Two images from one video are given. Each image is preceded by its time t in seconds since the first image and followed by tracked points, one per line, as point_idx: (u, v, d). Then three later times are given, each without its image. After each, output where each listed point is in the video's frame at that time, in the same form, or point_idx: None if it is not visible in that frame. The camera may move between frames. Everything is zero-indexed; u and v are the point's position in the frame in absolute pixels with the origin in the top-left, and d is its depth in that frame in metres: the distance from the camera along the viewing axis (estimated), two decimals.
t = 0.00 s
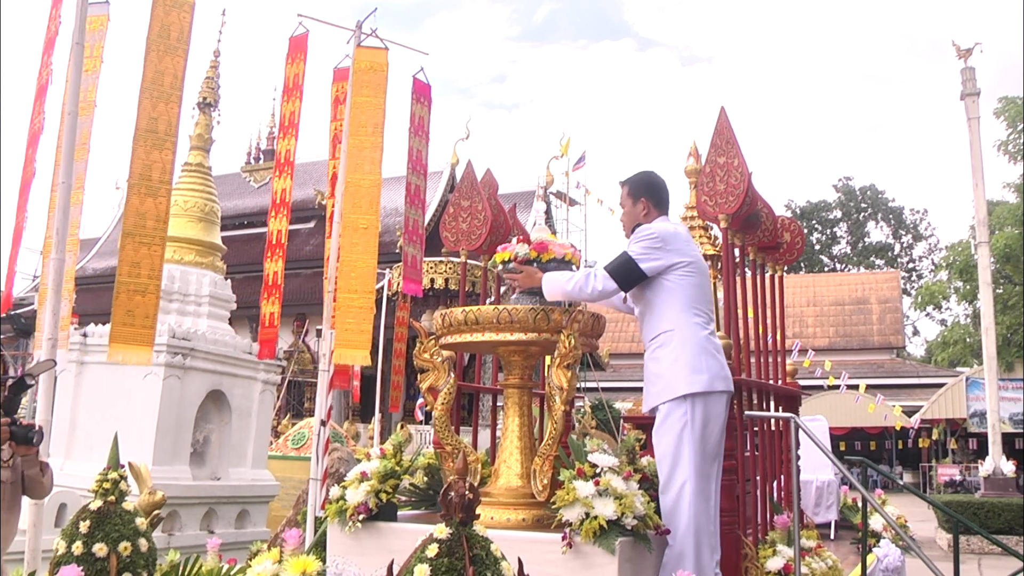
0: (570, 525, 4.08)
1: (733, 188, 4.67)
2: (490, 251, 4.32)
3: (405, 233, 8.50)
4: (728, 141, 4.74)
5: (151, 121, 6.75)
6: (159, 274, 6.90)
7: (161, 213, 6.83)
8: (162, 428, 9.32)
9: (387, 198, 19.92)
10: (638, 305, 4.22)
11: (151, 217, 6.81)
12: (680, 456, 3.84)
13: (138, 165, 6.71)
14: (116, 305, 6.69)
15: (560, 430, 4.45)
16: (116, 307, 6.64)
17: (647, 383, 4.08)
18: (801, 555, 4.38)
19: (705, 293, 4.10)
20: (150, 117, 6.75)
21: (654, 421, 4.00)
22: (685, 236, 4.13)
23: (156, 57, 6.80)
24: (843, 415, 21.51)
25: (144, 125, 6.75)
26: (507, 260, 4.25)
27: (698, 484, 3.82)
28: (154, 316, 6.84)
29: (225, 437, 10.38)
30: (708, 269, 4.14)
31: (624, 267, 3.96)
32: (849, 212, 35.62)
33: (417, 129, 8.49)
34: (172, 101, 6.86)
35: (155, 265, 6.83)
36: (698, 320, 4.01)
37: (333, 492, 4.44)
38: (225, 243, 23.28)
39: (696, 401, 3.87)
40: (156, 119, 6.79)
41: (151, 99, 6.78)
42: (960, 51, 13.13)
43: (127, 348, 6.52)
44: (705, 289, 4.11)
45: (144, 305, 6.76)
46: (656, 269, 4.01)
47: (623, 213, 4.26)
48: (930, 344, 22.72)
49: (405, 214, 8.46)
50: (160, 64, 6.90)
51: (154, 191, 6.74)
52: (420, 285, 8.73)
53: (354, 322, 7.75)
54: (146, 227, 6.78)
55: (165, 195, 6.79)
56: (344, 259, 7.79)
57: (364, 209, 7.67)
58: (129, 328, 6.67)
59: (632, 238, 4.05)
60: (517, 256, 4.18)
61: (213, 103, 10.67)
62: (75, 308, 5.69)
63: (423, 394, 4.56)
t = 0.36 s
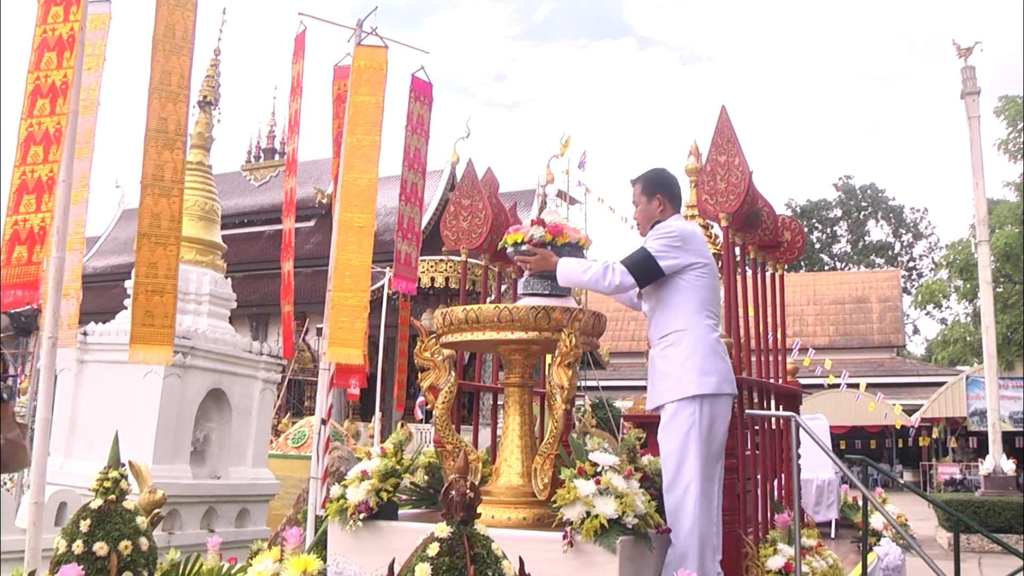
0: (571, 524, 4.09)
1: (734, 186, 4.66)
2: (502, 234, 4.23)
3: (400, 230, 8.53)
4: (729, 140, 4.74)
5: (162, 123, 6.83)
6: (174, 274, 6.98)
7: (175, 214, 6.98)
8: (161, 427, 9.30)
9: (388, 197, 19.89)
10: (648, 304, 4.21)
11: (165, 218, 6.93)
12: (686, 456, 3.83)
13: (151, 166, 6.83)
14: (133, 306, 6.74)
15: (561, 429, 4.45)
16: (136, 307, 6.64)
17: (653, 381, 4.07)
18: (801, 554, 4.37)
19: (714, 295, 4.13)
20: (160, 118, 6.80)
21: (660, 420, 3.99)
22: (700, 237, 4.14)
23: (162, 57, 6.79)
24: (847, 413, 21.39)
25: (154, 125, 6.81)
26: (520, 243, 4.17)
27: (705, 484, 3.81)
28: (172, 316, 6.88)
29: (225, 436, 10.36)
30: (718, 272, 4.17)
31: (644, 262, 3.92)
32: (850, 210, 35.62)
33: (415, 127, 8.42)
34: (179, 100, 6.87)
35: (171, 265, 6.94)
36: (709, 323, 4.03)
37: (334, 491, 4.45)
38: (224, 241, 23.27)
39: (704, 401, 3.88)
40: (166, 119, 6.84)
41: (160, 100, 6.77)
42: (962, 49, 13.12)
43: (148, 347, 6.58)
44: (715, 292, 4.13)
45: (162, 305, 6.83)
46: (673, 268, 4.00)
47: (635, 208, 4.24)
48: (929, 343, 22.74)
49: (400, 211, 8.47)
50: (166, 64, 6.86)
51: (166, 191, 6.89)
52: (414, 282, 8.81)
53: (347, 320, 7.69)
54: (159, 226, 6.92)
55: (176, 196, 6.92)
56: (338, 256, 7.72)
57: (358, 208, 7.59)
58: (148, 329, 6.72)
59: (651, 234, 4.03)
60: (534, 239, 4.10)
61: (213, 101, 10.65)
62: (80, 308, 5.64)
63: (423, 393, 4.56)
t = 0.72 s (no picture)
0: (567, 523, 4.10)
1: (730, 186, 4.66)
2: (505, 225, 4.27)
3: (392, 231, 8.38)
4: (724, 140, 4.74)
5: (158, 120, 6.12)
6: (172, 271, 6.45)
7: (172, 212, 6.23)
8: (158, 426, 9.30)
9: (384, 196, 19.86)
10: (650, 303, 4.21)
11: (162, 218, 6.19)
12: (685, 456, 3.83)
13: (146, 165, 6.09)
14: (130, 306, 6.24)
15: (557, 429, 4.47)
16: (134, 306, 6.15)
17: (654, 380, 4.07)
18: (797, 553, 4.36)
19: (717, 296, 4.14)
20: (156, 116, 6.12)
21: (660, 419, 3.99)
22: (706, 238, 4.15)
23: (157, 57, 6.19)
24: (840, 413, 21.69)
25: (150, 124, 6.10)
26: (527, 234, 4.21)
27: (704, 484, 3.81)
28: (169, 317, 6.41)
29: (220, 436, 10.38)
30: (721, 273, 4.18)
31: (653, 261, 3.91)
32: (845, 210, 35.66)
33: (408, 128, 8.39)
34: (174, 100, 6.22)
35: (168, 263, 6.37)
36: (711, 323, 4.03)
37: (330, 491, 4.44)
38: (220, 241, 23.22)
39: (705, 402, 3.88)
40: (162, 118, 6.17)
41: (156, 98, 6.15)
42: (956, 49, 13.15)
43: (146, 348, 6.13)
44: (717, 293, 4.14)
45: (160, 305, 6.31)
46: (681, 267, 3.99)
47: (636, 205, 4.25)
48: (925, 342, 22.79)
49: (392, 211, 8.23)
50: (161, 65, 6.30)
51: (164, 191, 6.14)
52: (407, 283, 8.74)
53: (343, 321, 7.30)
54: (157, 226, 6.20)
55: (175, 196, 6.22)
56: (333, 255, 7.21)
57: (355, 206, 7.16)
58: (146, 330, 6.22)
59: (659, 232, 4.03)
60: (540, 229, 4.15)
61: (209, 101, 10.63)
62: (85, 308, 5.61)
63: (420, 394, 4.56)
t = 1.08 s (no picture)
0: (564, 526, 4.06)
1: (728, 185, 4.62)
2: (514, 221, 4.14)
3: (392, 231, 8.38)
4: (724, 137, 4.70)
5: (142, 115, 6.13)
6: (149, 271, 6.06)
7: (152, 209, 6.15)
8: (152, 427, 9.27)
9: (381, 196, 19.81)
10: (656, 303, 4.14)
11: (142, 213, 6.11)
12: (690, 458, 3.78)
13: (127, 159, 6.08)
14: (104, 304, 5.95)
15: (554, 430, 4.43)
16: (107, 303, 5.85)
17: (658, 380, 3.99)
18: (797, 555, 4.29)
19: (722, 299, 4.10)
20: (139, 112, 6.13)
21: (663, 418, 3.92)
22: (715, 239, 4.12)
23: (145, 51, 6.18)
24: (841, 413, 21.67)
25: (133, 119, 6.12)
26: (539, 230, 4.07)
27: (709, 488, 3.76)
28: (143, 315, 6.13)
29: (214, 437, 10.33)
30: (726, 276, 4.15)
31: (671, 260, 3.84)
32: (845, 209, 35.58)
33: (405, 127, 8.36)
34: (160, 97, 6.25)
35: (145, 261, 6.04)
36: (718, 326, 3.99)
37: (325, 493, 4.39)
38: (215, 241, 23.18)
39: (712, 405, 3.83)
40: (146, 114, 6.18)
41: (141, 93, 6.14)
42: (957, 46, 13.08)
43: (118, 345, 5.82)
44: (723, 296, 4.10)
45: (135, 303, 6.03)
46: (695, 268, 3.93)
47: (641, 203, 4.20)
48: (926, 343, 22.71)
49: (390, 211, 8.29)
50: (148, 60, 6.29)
51: (145, 186, 6.14)
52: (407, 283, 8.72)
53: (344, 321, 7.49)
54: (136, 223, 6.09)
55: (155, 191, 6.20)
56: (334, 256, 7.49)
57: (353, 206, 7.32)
58: (120, 328, 5.93)
59: (672, 231, 3.97)
60: (553, 224, 4.04)
61: (202, 99, 10.61)
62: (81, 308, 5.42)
63: (416, 394, 4.52)
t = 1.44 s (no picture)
0: (562, 533, 3.96)
1: (730, 183, 4.50)
2: (531, 214, 3.77)
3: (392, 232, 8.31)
4: (725, 135, 4.59)
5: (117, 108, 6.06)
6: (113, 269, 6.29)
7: (121, 205, 6.13)
8: (138, 431, 9.15)
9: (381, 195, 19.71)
10: (664, 305, 3.93)
11: (109, 210, 6.08)
12: (703, 465, 3.60)
13: (99, 153, 5.93)
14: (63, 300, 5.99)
15: (551, 435, 4.31)
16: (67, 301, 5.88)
17: (668, 385, 3.78)
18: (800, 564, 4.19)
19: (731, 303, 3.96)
20: (115, 105, 6.10)
21: (674, 422, 3.71)
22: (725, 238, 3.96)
23: (124, 42, 6.13)
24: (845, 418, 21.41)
25: (108, 112, 6.06)
26: (565, 226, 3.70)
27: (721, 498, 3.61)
28: (104, 315, 6.14)
29: (202, 442, 10.22)
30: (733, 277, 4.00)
31: (698, 265, 3.63)
32: (850, 208, 35.34)
33: (402, 124, 8.21)
34: (137, 90, 6.20)
35: (111, 258, 6.23)
36: (729, 332, 3.84)
37: (316, 499, 4.30)
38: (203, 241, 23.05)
39: (725, 413, 3.68)
40: (122, 107, 6.15)
41: (117, 86, 6.10)
42: (967, 42, 12.91)
43: (76, 345, 5.84)
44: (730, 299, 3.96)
45: (96, 301, 6.07)
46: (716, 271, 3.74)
47: (649, 201, 3.95)
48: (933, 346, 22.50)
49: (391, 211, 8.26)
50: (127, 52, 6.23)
51: (116, 182, 6.03)
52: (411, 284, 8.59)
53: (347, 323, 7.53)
54: (103, 220, 6.07)
55: (126, 187, 6.13)
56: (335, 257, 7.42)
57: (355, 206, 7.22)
58: (78, 326, 5.93)
59: (694, 232, 3.75)
60: (578, 221, 3.70)
61: (190, 95, 10.51)
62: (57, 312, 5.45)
63: (409, 398, 4.40)
